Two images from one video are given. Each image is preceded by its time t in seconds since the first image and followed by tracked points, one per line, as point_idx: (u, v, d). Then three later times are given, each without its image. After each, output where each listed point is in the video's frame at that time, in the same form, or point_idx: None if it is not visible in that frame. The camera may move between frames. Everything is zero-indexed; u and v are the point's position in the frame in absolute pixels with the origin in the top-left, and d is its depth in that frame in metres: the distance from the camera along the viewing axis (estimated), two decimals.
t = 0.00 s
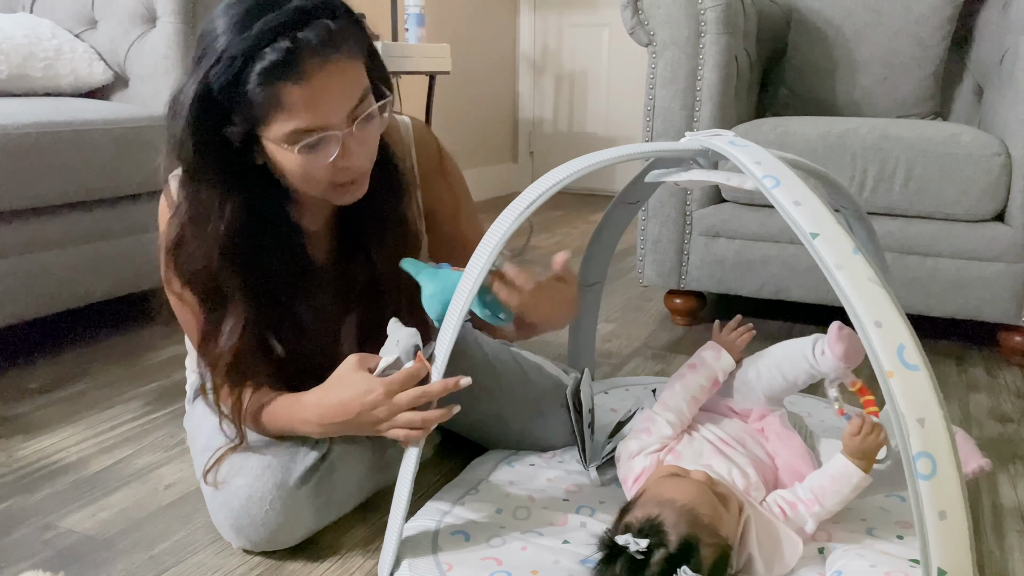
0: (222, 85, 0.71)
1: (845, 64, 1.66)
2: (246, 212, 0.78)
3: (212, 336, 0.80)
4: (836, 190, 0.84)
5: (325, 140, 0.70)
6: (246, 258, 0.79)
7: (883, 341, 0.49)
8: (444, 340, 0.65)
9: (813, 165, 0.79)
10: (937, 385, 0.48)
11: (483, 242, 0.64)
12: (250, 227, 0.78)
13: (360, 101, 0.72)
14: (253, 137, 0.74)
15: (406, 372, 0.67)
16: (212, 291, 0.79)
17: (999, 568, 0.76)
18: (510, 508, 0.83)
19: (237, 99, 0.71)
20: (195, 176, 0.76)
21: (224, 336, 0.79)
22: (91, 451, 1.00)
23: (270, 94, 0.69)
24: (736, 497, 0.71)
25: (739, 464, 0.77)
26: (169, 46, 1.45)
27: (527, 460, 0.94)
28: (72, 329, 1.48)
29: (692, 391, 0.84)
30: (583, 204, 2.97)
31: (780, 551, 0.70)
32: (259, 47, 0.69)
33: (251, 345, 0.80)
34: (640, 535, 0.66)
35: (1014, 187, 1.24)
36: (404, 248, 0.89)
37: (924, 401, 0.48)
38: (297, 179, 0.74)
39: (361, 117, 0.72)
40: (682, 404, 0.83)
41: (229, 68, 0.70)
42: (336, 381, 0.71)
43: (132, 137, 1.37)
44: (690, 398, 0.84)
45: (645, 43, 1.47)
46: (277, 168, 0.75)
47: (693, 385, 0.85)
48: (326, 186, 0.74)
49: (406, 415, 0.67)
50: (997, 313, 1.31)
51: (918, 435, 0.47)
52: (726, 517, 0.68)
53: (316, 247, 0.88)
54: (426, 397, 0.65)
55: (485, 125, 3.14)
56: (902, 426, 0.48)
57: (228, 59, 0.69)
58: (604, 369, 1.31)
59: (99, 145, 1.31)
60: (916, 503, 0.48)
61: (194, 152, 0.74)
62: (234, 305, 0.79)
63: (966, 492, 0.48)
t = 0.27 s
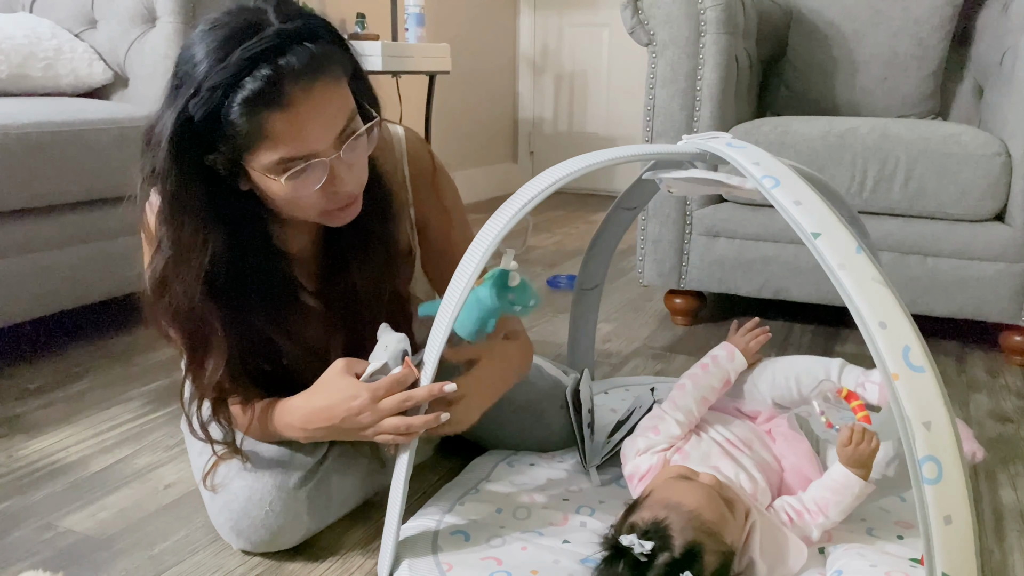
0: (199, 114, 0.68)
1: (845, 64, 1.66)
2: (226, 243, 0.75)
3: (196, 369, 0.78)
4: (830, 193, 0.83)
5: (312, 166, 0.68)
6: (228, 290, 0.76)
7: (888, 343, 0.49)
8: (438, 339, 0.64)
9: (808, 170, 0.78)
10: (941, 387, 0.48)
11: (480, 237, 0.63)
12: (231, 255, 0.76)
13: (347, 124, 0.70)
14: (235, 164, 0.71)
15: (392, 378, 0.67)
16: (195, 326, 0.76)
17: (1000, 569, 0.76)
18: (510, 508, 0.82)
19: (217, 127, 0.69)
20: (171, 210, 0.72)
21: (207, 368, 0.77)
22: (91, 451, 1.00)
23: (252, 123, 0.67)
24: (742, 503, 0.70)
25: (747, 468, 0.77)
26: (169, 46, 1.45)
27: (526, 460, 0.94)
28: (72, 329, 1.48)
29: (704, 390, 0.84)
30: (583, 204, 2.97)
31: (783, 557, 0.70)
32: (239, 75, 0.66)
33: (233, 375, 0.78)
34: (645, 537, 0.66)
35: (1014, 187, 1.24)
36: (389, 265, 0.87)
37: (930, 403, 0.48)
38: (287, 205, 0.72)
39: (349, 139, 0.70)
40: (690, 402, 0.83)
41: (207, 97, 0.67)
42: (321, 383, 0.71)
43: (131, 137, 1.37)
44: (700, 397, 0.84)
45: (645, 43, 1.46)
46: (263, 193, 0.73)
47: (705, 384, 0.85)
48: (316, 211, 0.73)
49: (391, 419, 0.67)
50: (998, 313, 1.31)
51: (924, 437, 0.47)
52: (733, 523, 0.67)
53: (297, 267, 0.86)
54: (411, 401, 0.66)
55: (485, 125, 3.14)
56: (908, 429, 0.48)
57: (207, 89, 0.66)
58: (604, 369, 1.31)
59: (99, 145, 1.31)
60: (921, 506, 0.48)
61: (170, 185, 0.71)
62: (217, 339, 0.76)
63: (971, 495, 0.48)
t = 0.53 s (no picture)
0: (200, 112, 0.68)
1: (845, 64, 1.66)
2: (229, 245, 0.75)
3: (199, 375, 0.76)
4: (830, 191, 0.83)
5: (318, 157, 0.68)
6: (230, 293, 0.76)
7: (884, 342, 0.49)
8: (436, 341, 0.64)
9: (808, 169, 0.78)
10: (938, 386, 0.48)
11: (478, 239, 0.63)
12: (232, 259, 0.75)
13: (350, 117, 0.71)
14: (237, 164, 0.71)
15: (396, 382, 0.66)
16: (198, 331, 0.75)
17: (1000, 568, 0.76)
18: (510, 508, 0.82)
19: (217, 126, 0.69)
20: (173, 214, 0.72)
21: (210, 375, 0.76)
22: (91, 451, 1.00)
23: (256, 117, 0.67)
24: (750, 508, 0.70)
25: (754, 472, 0.77)
26: (169, 46, 1.45)
27: (526, 459, 0.94)
28: (72, 328, 1.48)
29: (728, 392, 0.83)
30: (583, 203, 2.97)
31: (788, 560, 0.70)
32: (240, 69, 0.67)
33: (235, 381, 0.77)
34: (650, 539, 0.65)
35: (1014, 187, 1.24)
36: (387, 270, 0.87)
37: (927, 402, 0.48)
38: (292, 203, 0.72)
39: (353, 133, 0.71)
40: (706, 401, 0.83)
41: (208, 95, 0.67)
42: (324, 390, 0.71)
43: (132, 137, 1.37)
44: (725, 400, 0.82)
45: (645, 42, 1.46)
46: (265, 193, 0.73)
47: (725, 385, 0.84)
48: (322, 208, 0.72)
49: (398, 419, 0.67)
50: (998, 312, 1.31)
51: (920, 437, 0.47)
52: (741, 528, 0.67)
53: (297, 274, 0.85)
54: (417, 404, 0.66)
55: (485, 124, 3.14)
56: (904, 428, 0.48)
57: (209, 85, 0.67)
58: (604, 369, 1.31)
59: (99, 144, 1.31)
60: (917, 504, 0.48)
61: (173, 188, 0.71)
62: (220, 343, 0.75)
63: (967, 492, 0.48)
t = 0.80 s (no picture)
0: (223, 116, 0.67)
1: (845, 63, 1.66)
2: (252, 250, 0.75)
3: (211, 382, 0.78)
4: (838, 188, 0.83)
5: (345, 158, 0.67)
6: (251, 299, 0.76)
7: (896, 341, 0.49)
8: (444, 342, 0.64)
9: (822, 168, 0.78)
10: (948, 385, 0.48)
11: (486, 241, 0.63)
12: (254, 265, 0.75)
13: (374, 117, 0.70)
14: (260, 168, 0.70)
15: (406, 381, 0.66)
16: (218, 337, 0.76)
17: (1001, 567, 0.76)
18: (511, 507, 0.82)
19: (239, 129, 0.68)
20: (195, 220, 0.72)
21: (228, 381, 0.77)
22: (91, 451, 1.00)
23: (280, 120, 0.66)
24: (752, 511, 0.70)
25: (748, 469, 0.77)
26: (169, 46, 1.45)
27: (527, 458, 0.94)
28: (72, 328, 1.48)
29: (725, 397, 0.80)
30: (583, 203, 2.97)
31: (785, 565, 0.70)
32: (263, 71, 0.66)
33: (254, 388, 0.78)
34: (659, 538, 0.65)
35: (1014, 186, 1.24)
36: (407, 274, 0.86)
37: (937, 402, 0.48)
38: (317, 206, 0.71)
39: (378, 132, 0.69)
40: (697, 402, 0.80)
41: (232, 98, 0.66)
42: (331, 392, 0.71)
43: (132, 136, 1.37)
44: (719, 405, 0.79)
45: (645, 42, 1.46)
46: (288, 195, 0.72)
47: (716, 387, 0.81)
48: (345, 211, 0.71)
49: (406, 423, 0.67)
50: (998, 311, 1.30)
51: (930, 436, 0.47)
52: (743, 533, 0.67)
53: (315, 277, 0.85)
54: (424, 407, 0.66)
55: (485, 124, 3.14)
56: (914, 428, 0.48)
57: (233, 87, 0.66)
58: (604, 368, 1.31)
59: (99, 144, 1.31)
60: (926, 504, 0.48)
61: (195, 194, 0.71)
62: (238, 350, 0.76)
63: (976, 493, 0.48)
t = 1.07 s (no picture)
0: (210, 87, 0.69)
1: (845, 63, 1.66)
2: (235, 227, 0.75)
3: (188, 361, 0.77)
4: (852, 185, 0.82)
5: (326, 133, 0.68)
6: (231, 275, 0.76)
7: (911, 340, 0.49)
8: (459, 347, 0.64)
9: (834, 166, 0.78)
10: (963, 386, 0.48)
11: (502, 244, 0.63)
12: (235, 237, 0.75)
13: (357, 100, 0.71)
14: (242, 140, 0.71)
15: (405, 399, 0.63)
16: (197, 309, 0.75)
17: (1002, 569, 0.76)
18: (511, 506, 0.82)
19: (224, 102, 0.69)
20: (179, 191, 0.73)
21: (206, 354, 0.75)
22: (92, 450, 1.00)
23: (263, 90, 0.67)
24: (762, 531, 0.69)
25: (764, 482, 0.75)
26: (169, 45, 1.45)
27: (528, 457, 0.94)
28: (72, 328, 1.48)
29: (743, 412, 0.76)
30: (583, 202, 2.96)
31: (789, 568, 0.70)
32: (252, 44, 0.67)
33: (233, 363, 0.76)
34: (650, 544, 0.65)
35: (1014, 186, 1.24)
36: (390, 263, 0.87)
37: (951, 402, 0.47)
38: (299, 184, 0.71)
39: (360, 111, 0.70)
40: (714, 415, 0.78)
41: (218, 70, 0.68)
42: (339, 405, 0.69)
43: (132, 135, 1.37)
44: (734, 421, 0.75)
45: (646, 41, 1.46)
46: (269, 171, 0.72)
47: (728, 402, 0.78)
48: (325, 190, 0.71)
49: (411, 441, 0.64)
50: (998, 311, 1.30)
51: (942, 437, 0.47)
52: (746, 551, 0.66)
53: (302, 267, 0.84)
54: (433, 432, 0.63)
55: (485, 123, 3.14)
56: (928, 428, 0.48)
57: (223, 59, 0.68)
58: (604, 368, 1.31)
59: (100, 143, 1.31)
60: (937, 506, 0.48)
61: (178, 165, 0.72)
62: (216, 322, 0.75)
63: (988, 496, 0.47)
